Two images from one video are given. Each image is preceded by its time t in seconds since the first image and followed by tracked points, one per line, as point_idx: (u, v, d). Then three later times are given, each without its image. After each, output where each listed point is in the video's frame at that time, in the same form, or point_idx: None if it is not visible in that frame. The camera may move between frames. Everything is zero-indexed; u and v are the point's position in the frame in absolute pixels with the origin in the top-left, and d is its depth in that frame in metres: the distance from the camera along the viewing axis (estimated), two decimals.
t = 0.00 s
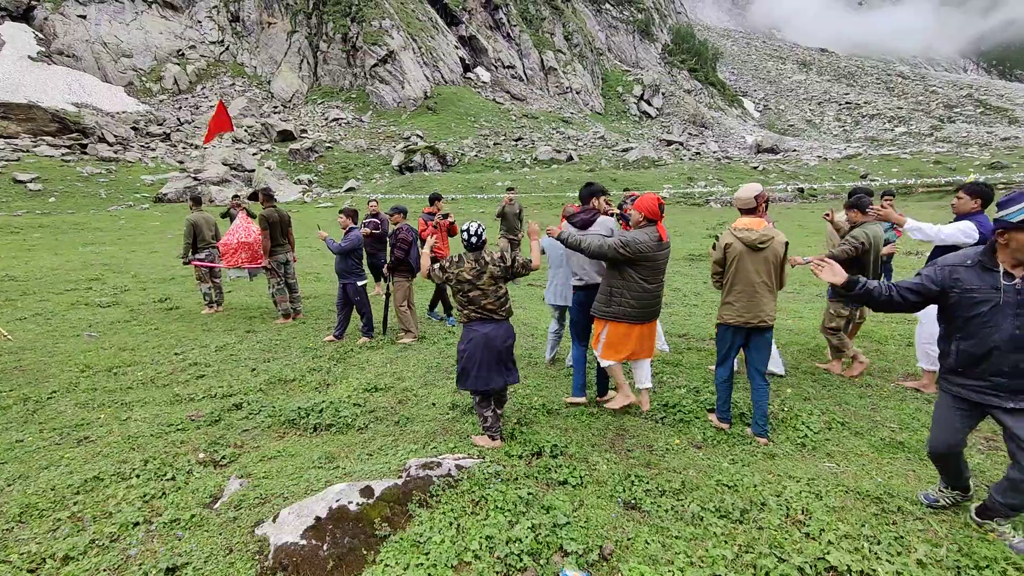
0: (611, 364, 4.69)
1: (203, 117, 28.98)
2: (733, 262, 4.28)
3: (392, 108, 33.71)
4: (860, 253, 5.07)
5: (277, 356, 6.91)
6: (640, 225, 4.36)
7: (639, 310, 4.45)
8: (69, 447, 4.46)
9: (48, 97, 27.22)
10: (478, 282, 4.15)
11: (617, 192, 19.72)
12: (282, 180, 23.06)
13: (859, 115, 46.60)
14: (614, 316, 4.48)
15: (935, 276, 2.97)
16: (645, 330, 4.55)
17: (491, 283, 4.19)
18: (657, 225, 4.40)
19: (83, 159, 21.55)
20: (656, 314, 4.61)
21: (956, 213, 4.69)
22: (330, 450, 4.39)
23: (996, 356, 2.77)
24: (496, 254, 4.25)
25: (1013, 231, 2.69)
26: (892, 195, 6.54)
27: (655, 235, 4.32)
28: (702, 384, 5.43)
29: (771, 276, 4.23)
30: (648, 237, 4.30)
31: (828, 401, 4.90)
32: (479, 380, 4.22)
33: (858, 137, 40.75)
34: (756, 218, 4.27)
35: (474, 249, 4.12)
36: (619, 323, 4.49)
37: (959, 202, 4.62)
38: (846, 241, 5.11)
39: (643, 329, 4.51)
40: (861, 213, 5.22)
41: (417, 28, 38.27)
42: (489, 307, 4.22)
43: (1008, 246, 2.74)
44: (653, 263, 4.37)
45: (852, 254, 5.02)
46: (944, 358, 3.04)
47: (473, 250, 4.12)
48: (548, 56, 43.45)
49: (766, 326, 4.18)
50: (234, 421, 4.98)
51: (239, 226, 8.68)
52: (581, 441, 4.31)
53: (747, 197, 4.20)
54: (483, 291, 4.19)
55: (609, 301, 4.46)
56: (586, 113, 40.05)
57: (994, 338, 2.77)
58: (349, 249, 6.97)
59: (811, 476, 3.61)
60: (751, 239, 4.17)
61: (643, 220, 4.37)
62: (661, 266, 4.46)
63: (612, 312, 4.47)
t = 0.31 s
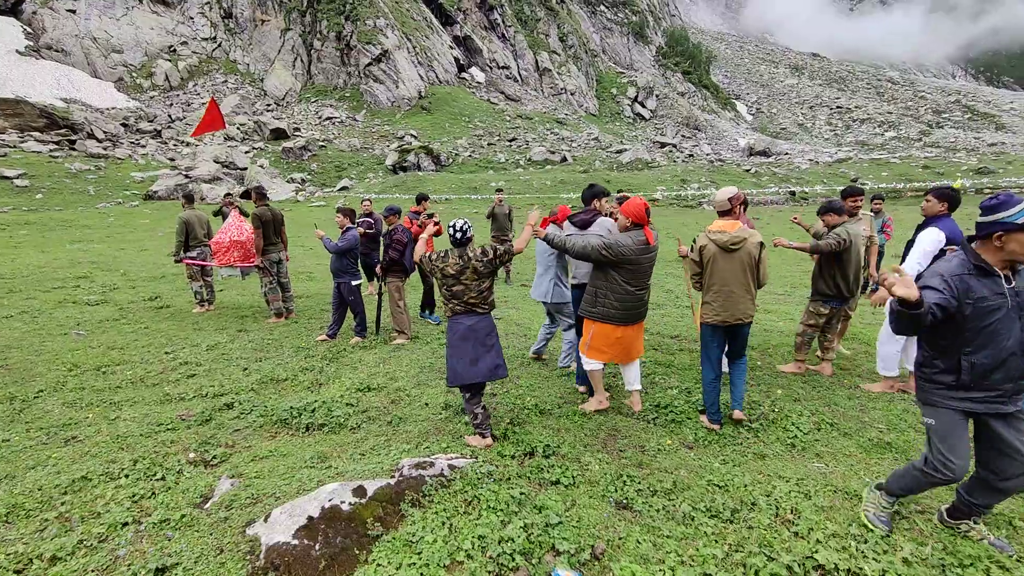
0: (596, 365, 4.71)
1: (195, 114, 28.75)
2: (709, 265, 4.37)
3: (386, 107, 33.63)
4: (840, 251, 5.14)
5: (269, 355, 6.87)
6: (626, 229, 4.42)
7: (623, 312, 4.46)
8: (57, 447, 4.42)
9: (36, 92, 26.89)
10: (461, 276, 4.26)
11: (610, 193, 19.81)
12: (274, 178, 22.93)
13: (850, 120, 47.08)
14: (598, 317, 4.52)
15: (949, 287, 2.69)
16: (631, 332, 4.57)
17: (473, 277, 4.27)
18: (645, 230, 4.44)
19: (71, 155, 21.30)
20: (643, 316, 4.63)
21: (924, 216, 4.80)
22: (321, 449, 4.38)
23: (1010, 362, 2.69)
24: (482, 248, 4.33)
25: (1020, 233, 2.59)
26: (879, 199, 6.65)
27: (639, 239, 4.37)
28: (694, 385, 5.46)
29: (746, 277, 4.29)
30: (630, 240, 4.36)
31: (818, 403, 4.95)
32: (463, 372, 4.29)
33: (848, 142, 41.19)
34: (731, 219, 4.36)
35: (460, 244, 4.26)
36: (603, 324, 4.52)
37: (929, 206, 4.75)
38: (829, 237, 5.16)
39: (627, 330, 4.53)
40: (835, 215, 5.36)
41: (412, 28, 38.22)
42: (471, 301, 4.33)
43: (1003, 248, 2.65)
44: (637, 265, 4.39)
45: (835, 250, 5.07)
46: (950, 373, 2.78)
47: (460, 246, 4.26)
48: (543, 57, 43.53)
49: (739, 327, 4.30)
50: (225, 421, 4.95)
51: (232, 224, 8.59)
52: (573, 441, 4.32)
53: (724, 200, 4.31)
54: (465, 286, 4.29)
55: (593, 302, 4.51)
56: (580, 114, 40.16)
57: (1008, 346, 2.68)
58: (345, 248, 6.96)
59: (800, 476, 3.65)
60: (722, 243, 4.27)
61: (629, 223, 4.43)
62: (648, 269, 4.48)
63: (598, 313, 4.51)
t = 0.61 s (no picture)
0: (578, 367, 4.73)
1: (183, 110, 28.43)
2: (699, 262, 4.46)
3: (378, 105, 33.47)
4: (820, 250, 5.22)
5: (258, 354, 6.82)
6: (598, 227, 4.48)
7: (593, 310, 4.55)
8: (39, 446, 4.35)
9: (19, 86, 26.44)
10: (456, 271, 4.56)
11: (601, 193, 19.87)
12: (264, 176, 22.75)
13: (838, 123, 47.66)
14: (570, 313, 4.64)
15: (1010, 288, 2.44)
16: (603, 329, 4.64)
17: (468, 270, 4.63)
18: (616, 228, 4.46)
19: (55, 151, 20.97)
20: (619, 313, 4.70)
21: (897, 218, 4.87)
22: (310, 448, 4.36)
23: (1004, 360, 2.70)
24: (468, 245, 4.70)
25: (1019, 235, 2.60)
26: (867, 201, 6.70)
27: (608, 236, 4.42)
28: (683, 385, 5.51)
29: (732, 275, 4.34)
30: (598, 239, 4.42)
31: (805, 401, 5.01)
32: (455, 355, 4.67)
33: (836, 144, 41.70)
34: (718, 219, 4.43)
35: (446, 239, 4.59)
36: (575, 320, 4.64)
37: (901, 207, 4.84)
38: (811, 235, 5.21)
39: (600, 327, 4.62)
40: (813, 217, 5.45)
41: (404, 26, 38.07)
42: (465, 293, 4.65)
43: (998, 250, 2.67)
44: (605, 263, 4.44)
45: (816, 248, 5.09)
46: (986, 385, 2.65)
47: (443, 240, 4.59)
48: (535, 57, 43.57)
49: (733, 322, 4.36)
50: (213, 420, 4.91)
51: (220, 222, 8.49)
52: (564, 440, 4.34)
53: (711, 200, 4.38)
54: (460, 280, 4.59)
55: (566, 299, 4.64)
56: (572, 114, 40.26)
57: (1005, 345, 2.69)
58: (337, 246, 6.91)
59: (786, 474, 3.70)
60: (709, 241, 4.36)
61: (600, 223, 4.48)
62: (620, 267, 4.53)
63: (569, 309, 4.65)
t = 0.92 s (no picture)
0: (563, 369, 4.80)
1: (171, 107, 28.10)
2: (702, 263, 4.52)
3: (370, 103, 33.31)
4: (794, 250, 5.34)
5: (247, 353, 6.77)
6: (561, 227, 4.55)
7: (560, 310, 4.64)
8: (23, 447, 4.29)
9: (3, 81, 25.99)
10: (446, 267, 4.60)
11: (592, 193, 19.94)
12: (254, 174, 22.55)
13: (827, 124, 48.15)
14: (538, 312, 4.74)
15: None
16: (570, 329, 4.72)
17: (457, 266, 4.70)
18: (582, 227, 4.55)
19: (39, 147, 20.64)
20: (586, 312, 4.79)
21: (873, 221, 4.93)
22: (300, 448, 4.34)
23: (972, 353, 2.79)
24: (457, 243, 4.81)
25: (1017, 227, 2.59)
26: (855, 202, 6.73)
27: (574, 236, 4.50)
28: (673, 384, 5.54)
29: (734, 278, 4.42)
30: (562, 238, 4.50)
31: (793, 400, 5.06)
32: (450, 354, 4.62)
33: (825, 146, 42.14)
34: (725, 222, 4.54)
35: (433, 238, 4.70)
36: (542, 319, 4.73)
37: (877, 210, 4.89)
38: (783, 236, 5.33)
39: (567, 327, 4.69)
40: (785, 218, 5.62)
41: (396, 24, 37.89)
42: (454, 289, 4.67)
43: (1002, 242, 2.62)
44: (571, 264, 4.54)
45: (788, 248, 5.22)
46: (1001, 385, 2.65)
47: (430, 237, 4.69)
48: (527, 57, 43.57)
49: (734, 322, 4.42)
50: (201, 420, 4.87)
51: (210, 221, 8.41)
52: (554, 439, 4.35)
53: (719, 201, 4.51)
54: (447, 277, 4.64)
55: (533, 298, 4.73)
56: (564, 114, 40.34)
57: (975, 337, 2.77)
58: (328, 245, 6.90)
59: (775, 472, 3.74)
60: (714, 244, 4.43)
61: (567, 222, 4.58)
62: (584, 267, 4.61)
63: (537, 308, 4.74)
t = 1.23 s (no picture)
0: (555, 367, 4.84)
1: (163, 104, 27.87)
2: (709, 260, 4.76)
3: (363, 102, 33.20)
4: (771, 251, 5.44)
5: (241, 352, 6.73)
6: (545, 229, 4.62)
7: (546, 310, 4.70)
8: (12, 447, 4.24)
9: None
10: (427, 258, 4.66)
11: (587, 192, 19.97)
12: (247, 172, 22.41)
13: (820, 124, 48.47)
14: (523, 314, 4.79)
15: None
16: (556, 330, 4.77)
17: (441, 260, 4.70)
18: (565, 228, 4.58)
19: (28, 144, 20.42)
20: (570, 312, 4.83)
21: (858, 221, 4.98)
22: (293, 448, 4.32)
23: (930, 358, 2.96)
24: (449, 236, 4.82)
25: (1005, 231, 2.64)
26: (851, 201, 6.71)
27: (557, 238, 4.55)
28: (667, 382, 5.57)
29: (736, 277, 4.64)
30: (548, 240, 4.55)
31: (785, 399, 5.10)
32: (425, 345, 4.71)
33: (817, 146, 42.41)
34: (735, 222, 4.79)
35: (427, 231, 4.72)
36: (528, 321, 4.78)
37: (861, 210, 4.95)
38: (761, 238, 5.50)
39: (555, 327, 4.75)
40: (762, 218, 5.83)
41: (390, 21, 37.73)
42: (434, 281, 4.71)
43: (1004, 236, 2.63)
44: (557, 266, 4.58)
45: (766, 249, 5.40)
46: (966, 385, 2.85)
47: (423, 231, 4.72)
48: (522, 56, 43.56)
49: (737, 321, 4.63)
50: (194, 420, 4.84)
51: (200, 218, 8.32)
52: (549, 438, 4.36)
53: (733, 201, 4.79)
54: (427, 270, 4.68)
55: (520, 301, 4.77)
56: (559, 113, 40.37)
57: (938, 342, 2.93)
58: (322, 244, 6.90)
59: (768, 470, 3.77)
60: (721, 242, 4.67)
61: (549, 224, 4.63)
62: (569, 268, 4.65)
63: (524, 310, 4.78)
